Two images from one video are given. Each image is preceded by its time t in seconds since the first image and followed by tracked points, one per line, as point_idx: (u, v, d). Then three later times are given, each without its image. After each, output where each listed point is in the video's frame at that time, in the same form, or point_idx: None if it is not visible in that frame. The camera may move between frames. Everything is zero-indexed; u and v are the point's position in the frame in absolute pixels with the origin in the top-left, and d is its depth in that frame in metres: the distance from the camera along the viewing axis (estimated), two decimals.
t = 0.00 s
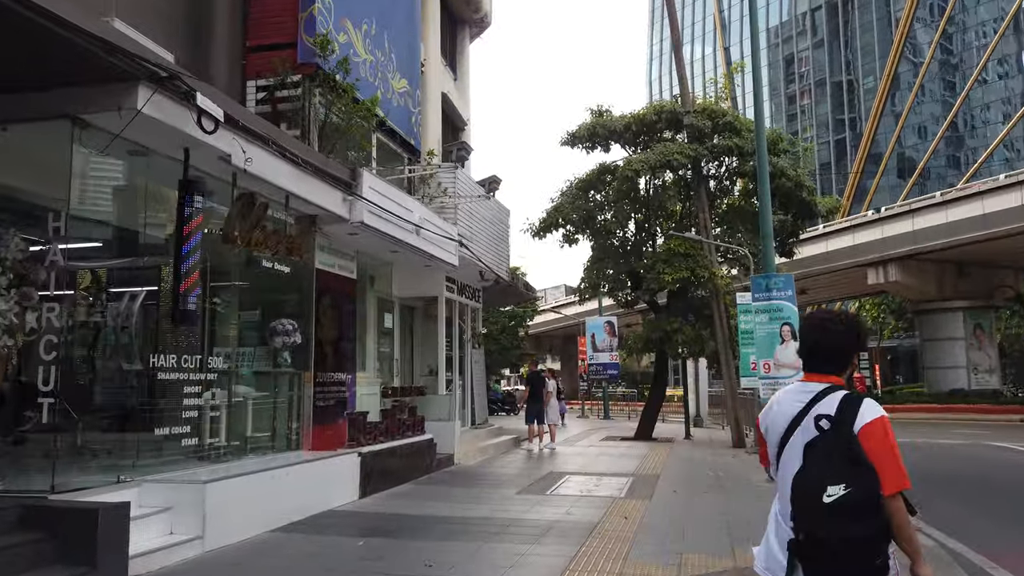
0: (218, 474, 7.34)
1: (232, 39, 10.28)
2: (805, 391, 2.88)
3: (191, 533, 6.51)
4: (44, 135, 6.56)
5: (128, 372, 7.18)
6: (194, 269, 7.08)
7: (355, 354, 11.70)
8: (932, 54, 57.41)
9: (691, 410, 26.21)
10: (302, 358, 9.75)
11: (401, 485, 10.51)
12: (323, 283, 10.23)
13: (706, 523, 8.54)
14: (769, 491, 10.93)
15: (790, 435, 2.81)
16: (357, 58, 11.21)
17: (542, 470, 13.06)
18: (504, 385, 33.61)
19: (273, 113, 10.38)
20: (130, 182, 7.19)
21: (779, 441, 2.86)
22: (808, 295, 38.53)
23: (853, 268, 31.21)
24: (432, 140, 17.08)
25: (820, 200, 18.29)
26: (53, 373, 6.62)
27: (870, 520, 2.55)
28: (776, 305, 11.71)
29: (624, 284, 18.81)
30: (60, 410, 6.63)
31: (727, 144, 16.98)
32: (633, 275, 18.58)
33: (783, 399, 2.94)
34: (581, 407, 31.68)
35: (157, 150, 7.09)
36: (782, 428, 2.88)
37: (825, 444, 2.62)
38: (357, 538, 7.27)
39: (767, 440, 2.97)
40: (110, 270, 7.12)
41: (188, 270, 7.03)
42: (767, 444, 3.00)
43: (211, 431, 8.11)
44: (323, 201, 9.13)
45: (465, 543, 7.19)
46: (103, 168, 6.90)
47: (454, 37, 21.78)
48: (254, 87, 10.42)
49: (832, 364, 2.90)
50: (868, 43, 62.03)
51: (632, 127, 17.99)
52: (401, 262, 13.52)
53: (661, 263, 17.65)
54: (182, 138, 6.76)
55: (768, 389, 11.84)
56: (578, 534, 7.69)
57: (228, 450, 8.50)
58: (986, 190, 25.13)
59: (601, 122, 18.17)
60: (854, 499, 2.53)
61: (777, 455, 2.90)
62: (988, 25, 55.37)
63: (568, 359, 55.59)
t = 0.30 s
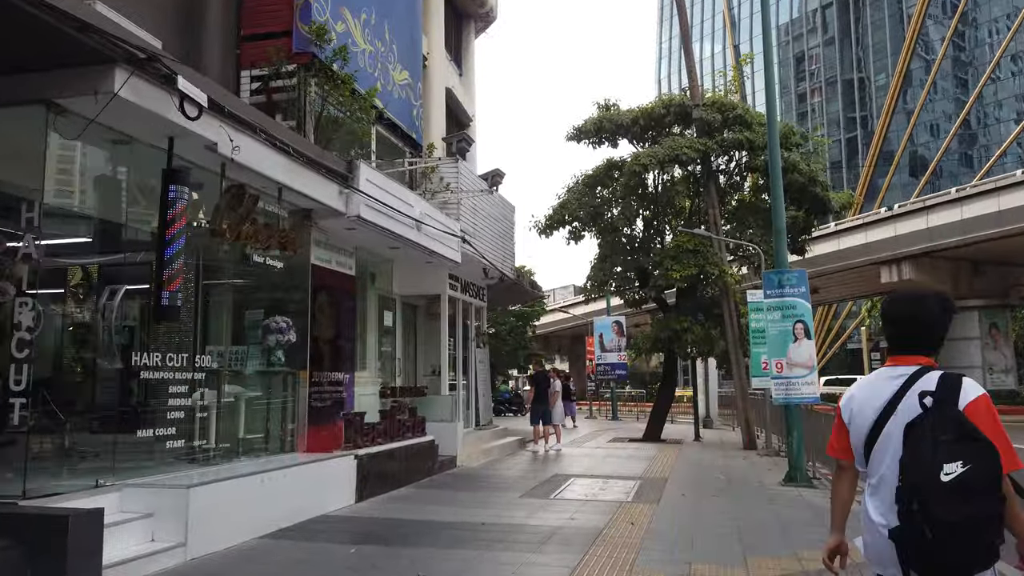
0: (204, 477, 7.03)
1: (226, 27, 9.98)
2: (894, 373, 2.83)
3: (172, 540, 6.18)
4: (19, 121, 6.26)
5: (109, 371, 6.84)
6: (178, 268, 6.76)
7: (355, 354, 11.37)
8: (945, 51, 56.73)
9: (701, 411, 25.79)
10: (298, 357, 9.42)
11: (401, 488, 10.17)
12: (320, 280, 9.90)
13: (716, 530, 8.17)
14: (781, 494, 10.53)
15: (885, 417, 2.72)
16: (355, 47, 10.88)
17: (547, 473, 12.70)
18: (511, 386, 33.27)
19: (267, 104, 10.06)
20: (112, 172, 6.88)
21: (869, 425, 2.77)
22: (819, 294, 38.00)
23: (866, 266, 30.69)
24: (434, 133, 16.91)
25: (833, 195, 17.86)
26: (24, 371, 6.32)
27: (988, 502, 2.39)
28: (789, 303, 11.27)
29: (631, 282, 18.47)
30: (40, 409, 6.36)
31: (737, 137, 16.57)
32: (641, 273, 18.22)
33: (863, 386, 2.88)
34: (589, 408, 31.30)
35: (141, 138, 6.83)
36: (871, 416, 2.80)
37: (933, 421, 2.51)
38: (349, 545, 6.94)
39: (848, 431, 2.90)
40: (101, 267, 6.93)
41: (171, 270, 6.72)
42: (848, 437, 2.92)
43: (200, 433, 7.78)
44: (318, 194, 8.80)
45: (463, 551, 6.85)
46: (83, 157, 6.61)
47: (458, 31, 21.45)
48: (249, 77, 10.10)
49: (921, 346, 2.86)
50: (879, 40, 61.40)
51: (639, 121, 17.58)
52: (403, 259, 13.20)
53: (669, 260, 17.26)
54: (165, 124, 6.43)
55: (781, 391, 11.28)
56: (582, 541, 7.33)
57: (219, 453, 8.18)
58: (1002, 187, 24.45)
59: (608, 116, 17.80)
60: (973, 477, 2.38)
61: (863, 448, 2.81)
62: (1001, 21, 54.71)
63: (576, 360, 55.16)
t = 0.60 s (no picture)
0: (189, 488, 6.71)
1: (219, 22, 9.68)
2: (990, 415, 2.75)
3: (152, 556, 5.85)
4: None
5: (87, 377, 6.53)
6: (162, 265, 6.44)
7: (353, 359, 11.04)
8: (956, 52, 56.08)
9: (711, 416, 25.34)
10: (292, 361, 9.10)
11: (400, 497, 9.81)
12: (316, 281, 9.56)
13: (728, 544, 7.77)
14: (795, 504, 10.14)
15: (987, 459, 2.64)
16: (354, 43, 10.56)
17: (552, 481, 12.33)
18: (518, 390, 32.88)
19: (262, 101, 9.74)
20: (93, 169, 6.59)
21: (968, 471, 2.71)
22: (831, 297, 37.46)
23: (878, 268, 30.17)
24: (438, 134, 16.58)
25: (846, 195, 17.45)
26: None
27: None
28: (802, 306, 10.89)
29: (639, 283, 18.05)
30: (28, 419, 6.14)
31: (748, 136, 16.19)
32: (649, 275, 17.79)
33: (959, 427, 2.84)
34: (597, 412, 30.87)
35: (122, 133, 6.51)
36: (968, 459, 2.76)
37: None
38: (341, 560, 6.59)
39: (943, 475, 2.85)
40: (92, 268, 6.70)
41: (153, 265, 6.38)
42: (943, 480, 2.87)
43: (187, 440, 7.45)
44: (312, 192, 8.48)
45: (460, 568, 6.49)
46: (61, 152, 6.30)
47: (463, 31, 21.14)
48: (242, 73, 9.78)
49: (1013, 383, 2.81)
50: (890, 41, 60.80)
51: (647, 120, 17.20)
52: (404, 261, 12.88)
53: (678, 262, 16.86)
54: (145, 117, 6.12)
55: (794, 396, 10.91)
56: (586, 556, 6.96)
57: (208, 462, 7.85)
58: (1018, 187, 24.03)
59: (615, 115, 17.43)
60: None
61: (963, 492, 2.77)
62: (1013, 22, 54.12)
63: (585, 364, 54.68)
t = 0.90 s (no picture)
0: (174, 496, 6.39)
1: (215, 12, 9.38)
2: None
3: (133, 569, 5.52)
4: None
5: (67, 379, 6.23)
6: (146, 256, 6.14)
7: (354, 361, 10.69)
8: (971, 54, 55.02)
9: (725, 421, 24.81)
10: (290, 363, 8.78)
11: (402, 504, 9.45)
12: (315, 280, 9.23)
13: (745, 555, 7.35)
14: (814, 512, 9.70)
15: None
16: (355, 35, 10.26)
17: (560, 488, 11.92)
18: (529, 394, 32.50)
19: (259, 94, 9.43)
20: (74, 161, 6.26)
21: None
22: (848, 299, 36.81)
23: (896, 269, 29.54)
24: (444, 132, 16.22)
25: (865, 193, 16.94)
26: None
27: None
28: (821, 306, 10.47)
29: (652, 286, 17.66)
30: (16, 424, 5.93)
31: (762, 132, 15.75)
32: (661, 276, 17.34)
33: None
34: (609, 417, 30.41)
35: (105, 122, 6.20)
36: None
37: None
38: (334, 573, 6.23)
39: None
40: (86, 268, 6.46)
41: (137, 258, 6.09)
42: None
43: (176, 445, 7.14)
44: (308, 187, 8.15)
45: None
46: (41, 142, 5.98)
47: (471, 29, 20.83)
48: (239, 65, 9.47)
49: None
50: (906, 42, 60.03)
51: (658, 117, 16.80)
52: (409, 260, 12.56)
53: (691, 262, 16.41)
54: (127, 104, 5.80)
55: (813, 400, 10.46)
56: (593, 569, 6.56)
57: (199, 467, 7.53)
58: None
59: (625, 112, 17.04)
60: None
61: None
62: None
63: (596, 367, 54.14)
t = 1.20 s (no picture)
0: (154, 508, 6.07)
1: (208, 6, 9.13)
2: None
3: None
4: None
5: (40, 386, 5.84)
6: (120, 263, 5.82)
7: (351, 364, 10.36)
8: (985, 55, 54.22)
9: (737, 426, 24.34)
10: (282, 366, 8.46)
11: (400, 513, 9.12)
12: (310, 281, 8.92)
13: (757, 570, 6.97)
14: (829, 524, 9.29)
15: None
16: (352, 30, 9.99)
17: (565, 496, 11.57)
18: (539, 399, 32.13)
19: (252, 90, 9.17)
20: (49, 155, 5.98)
21: None
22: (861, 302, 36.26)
23: (912, 271, 29.01)
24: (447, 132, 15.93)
25: (880, 192, 16.50)
26: None
27: None
28: (836, 307, 10.08)
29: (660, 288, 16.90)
30: None
31: (774, 130, 15.30)
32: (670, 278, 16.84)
33: None
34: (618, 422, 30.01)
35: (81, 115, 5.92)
36: None
37: None
38: None
39: None
40: (68, 271, 6.13)
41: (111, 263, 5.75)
42: None
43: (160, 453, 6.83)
44: (300, 184, 7.85)
45: None
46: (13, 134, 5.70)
47: (478, 28, 20.57)
48: (232, 60, 9.21)
49: None
50: (918, 43, 59.36)
51: (666, 115, 16.49)
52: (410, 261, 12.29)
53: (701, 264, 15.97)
54: (102, 95, 5.51)
55: (827, 406, 10.06)
56: None
57: (185, 477, 7.23)
58: None
59: (633, 111, 16.69)
60: None
61: None
62: None
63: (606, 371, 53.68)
